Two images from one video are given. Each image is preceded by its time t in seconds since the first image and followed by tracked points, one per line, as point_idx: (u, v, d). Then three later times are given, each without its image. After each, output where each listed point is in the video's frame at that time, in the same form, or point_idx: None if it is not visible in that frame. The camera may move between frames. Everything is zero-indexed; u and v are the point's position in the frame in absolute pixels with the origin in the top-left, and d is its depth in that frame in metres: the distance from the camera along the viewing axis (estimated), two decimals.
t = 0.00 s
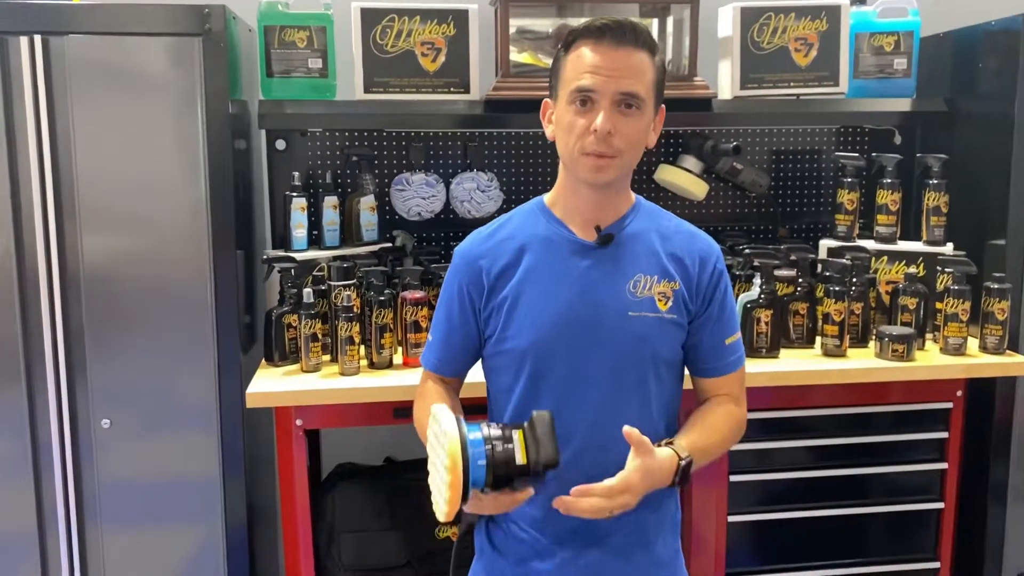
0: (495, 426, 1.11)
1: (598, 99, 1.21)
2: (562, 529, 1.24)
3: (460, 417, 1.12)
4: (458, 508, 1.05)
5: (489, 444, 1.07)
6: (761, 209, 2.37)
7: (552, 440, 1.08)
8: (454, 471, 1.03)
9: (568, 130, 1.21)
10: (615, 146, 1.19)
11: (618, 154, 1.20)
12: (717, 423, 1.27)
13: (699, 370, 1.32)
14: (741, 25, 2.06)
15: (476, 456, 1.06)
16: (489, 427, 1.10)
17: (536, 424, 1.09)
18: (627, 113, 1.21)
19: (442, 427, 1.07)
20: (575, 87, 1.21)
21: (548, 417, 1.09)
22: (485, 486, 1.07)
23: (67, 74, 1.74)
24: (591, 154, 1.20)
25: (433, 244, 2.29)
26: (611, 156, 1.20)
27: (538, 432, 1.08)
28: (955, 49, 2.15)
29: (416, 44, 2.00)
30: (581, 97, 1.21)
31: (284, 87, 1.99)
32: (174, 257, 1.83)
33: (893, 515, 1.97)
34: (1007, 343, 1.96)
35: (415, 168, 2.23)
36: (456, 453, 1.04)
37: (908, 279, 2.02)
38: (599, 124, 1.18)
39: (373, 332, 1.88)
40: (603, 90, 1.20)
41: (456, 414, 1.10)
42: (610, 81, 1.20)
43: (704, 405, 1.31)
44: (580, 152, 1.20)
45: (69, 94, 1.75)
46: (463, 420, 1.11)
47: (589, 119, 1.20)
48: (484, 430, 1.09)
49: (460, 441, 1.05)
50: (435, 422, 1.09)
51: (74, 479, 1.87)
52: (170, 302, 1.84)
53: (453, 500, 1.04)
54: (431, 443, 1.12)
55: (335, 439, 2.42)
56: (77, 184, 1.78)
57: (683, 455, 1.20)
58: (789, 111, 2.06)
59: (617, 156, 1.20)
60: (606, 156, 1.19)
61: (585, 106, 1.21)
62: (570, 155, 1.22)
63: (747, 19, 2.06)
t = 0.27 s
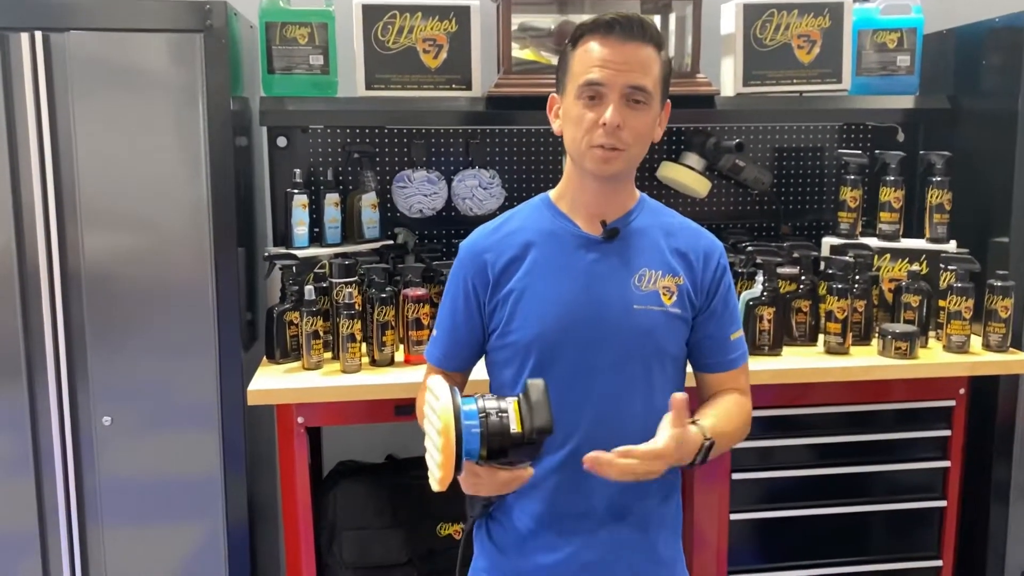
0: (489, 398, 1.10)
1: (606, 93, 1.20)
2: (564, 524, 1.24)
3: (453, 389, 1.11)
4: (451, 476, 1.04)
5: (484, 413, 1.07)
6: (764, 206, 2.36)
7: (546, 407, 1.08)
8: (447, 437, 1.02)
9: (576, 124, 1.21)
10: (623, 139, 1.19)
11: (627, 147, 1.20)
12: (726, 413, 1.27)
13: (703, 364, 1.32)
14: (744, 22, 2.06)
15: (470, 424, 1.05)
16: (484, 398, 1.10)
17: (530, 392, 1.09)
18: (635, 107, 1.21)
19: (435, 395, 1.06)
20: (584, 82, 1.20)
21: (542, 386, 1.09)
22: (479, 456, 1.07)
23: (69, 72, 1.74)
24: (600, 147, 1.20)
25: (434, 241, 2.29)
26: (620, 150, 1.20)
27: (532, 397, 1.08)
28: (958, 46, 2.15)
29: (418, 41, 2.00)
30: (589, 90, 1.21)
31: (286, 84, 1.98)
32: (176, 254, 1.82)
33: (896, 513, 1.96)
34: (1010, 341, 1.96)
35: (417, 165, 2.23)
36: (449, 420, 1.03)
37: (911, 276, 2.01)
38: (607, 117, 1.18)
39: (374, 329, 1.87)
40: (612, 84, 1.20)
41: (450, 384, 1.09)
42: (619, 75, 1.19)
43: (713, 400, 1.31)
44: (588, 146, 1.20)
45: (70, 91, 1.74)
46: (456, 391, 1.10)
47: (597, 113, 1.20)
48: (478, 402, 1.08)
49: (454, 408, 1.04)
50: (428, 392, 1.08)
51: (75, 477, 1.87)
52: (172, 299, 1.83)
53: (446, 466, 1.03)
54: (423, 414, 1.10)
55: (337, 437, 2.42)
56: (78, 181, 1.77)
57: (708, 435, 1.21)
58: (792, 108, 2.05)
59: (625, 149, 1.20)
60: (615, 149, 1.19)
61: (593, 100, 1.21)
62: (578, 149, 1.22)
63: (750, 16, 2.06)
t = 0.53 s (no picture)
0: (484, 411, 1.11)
1: (610, 90, 1.21)
2: (564, 523, 1.24)
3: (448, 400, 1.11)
4: (439, 486, 1.04)
5: (477, 427, 1.07)
6: (764, 206, 2.36)
7: (540, 426, 1.07)
8: (437, 448, 1.02)
9: (581, 121, 1.22)
10: (627, 136, 1.19)
11: (631, 145, 1.20)
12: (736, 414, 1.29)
13: (706, 364, 1.32)
14: (745, 22, 2.06)
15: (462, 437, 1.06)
16: (479, 411, 1.10)
17: (526, 411, 1.07)
18: (639, 105, 1.21)
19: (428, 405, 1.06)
20: (588, 79, 1.21)
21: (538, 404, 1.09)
22: (468, 468, 1.07)
23: (70, 72, 1.74)
24: (604, 144, 1.20)
25: (435, 241, 2.29)
26: (624, 147, 1.20)
27: (526, 416, 1.07)
28: (959, 46, 2.15)
29: (419, 40, 2.00)
30: (593, 88, 1.21)
31: (287, 83, 1.98)
32: (178, 253, 1.82)
33: (896, 513, 1.96)
34: (1011, 341, 1.96)
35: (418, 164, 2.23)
36: (441, 430, 1.03)
37: (912, 276, 2.01)
38: (612, 114, 1.18)
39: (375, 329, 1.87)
40: (616, 81, 1.20)
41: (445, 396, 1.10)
42: (623, 72, 1.20)
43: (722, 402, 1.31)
44: (593, 143, 1.20)
45: (71, 91, 1.75)
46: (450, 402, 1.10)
47: (601, 110, 1.20)
48: (472, 415, 1.09)
49: (446, 419, 1.05)
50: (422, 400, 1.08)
51: (77, 476, 1.87)
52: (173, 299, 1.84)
53: (435, 477, 1.03)
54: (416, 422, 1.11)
55: (337, 436, 2.42)
56: (79, 180, 1.78)
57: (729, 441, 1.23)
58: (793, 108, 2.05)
59: (630, 147, 1.20)
60: (620, 147, 1.19)
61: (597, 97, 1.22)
62: (582, 147, 1.22)
63: (751, 16, 2.06)
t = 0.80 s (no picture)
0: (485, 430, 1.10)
1: (613, 98, 1.20)
2: (562, 523, 1.24)
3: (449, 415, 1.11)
4: (434, 504, 1.03)
5: (477, 446, 1.07)
6: (765, 206, 2.36)
7: (538, 455, 1.08)
8: (437, 467, 1.01)
9: (584, 129, 1.21)
10: (630, 145, 1.19)
11: (634, 153, 1.19)
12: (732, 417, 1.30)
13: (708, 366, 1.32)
14: (746, 22, 2.05)
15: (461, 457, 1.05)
16: (480, 429, 1.10)
17: (525, 437, 1.09)
18: (643, 113, 1.20)
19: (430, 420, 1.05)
20: (592, 86, 1.20)
21: (538, 431, 1.10)
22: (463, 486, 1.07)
23: (70, 71, 1.74)
24: (607, 153, 1.19)
25: (435, 241, 2.29)
26: (627, 155, 1.19)
27: (525, 445, 1.08)
28: (960, 47, 2.14)
29: (420, 40, 2.00)
30: (597, 95, 1.20)
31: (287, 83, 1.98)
32: (178, 252, 1.82)
33: (897, 513, 1.96)
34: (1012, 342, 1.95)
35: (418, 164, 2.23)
36: (442, 447, 1.02)
37: (912, 276, 2.01)
38: (614, 123, 1.18)
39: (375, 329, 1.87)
40: (620, 90, 1.19)
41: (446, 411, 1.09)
42: (627, 80, 1.19)
43: (720, 401, 1.32)
44: (595, 151, 1.20)
45: (71, 90, 1.74)
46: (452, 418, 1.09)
47: (604, 119, 1.20)
48: (473, 434, 1.08)
49: (448, 436, 1.04)
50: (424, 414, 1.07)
51: (76, 476, 1.87)
52: (173, 299, 1.83)
53: (432, 495, 1.02)
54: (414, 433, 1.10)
55: (337, 436, 2.41)
56: (79, 180, 1.77)
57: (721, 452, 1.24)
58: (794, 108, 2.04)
59: (632, 155, 1.20)
60: (621, 155, 1.19)
61: (600, 104, 1.21)
62: (585, 154, 1.21)
63: (752, 16, 2.05)
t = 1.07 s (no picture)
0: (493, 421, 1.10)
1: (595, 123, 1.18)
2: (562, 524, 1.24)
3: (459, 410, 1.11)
4: (442, 495, 1.04)
5: (484, 436, 1.06)
6: (765, 208, 2.36)
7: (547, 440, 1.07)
8: (441, 456, 1.03)
9: (567, 149, 1.21)
10: (611, 168, 1.19)
11: (616, 174, 1.20)
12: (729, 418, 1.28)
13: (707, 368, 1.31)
14: (746, 24, 2.06)
15: (467, 446, 1.05)
16: (487, 419, 1.09)
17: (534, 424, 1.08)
18: (625, 136, 1.19)
19: (436, 413, 1.07)
20: (574, 110, 1.19)
21: (546, 418, 1.08)
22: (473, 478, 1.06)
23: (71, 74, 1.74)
24: (590, 173, 1.20)
25: (435, 243, 2.29)
26: (609, 176, 1.20)
27: (533, 431, 1.07)
28: (959, 50, 2.15)
29: (420, 43, 2.00)
30: (579, 119, 1.19)
31: (288, 85, 1.98)
32: (179, 254, 1.82)
33: (897, 515, 1.96)
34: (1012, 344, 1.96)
35: (418, 166, 2.23)
36: (445, 436, 1.04)
37: (912, 279, 2.01)
38: (594, 151, 1.18)
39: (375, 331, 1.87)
40: (600, 116, 1.17)
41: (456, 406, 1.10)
42: (608, 107, 1.17)
43: (716, 406, 1.31)
44: (580, 170, 1.21)
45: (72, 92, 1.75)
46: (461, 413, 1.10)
47: (586, 143, 1.19)
48: (480, 425, 1.08)
49: (452, 427, 1.05)
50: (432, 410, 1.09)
51: (76, 476, 1.87)
52: (173, 300, 1.84)
53: (438, 485, 1.03)
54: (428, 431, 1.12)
55: (337, 437, 2.42)
56: (80, 181, 1.78)
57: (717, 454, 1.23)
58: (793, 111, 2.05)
59: (615, 176, 1.20)
60: (604, 176, 1.20)
61: (582, 128, 1.19)
62: (572, 170, 1.22)
63: (752, 19, 2.06)
